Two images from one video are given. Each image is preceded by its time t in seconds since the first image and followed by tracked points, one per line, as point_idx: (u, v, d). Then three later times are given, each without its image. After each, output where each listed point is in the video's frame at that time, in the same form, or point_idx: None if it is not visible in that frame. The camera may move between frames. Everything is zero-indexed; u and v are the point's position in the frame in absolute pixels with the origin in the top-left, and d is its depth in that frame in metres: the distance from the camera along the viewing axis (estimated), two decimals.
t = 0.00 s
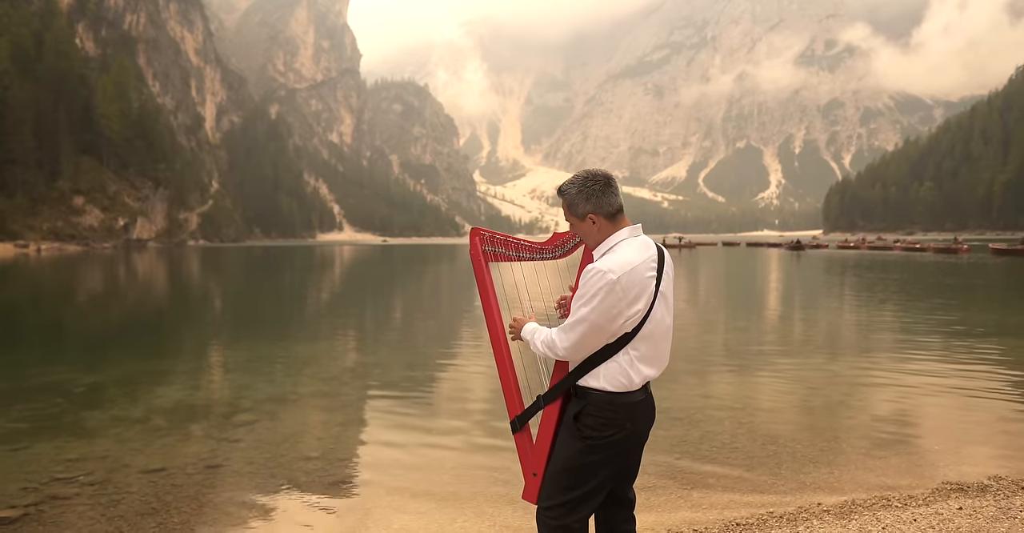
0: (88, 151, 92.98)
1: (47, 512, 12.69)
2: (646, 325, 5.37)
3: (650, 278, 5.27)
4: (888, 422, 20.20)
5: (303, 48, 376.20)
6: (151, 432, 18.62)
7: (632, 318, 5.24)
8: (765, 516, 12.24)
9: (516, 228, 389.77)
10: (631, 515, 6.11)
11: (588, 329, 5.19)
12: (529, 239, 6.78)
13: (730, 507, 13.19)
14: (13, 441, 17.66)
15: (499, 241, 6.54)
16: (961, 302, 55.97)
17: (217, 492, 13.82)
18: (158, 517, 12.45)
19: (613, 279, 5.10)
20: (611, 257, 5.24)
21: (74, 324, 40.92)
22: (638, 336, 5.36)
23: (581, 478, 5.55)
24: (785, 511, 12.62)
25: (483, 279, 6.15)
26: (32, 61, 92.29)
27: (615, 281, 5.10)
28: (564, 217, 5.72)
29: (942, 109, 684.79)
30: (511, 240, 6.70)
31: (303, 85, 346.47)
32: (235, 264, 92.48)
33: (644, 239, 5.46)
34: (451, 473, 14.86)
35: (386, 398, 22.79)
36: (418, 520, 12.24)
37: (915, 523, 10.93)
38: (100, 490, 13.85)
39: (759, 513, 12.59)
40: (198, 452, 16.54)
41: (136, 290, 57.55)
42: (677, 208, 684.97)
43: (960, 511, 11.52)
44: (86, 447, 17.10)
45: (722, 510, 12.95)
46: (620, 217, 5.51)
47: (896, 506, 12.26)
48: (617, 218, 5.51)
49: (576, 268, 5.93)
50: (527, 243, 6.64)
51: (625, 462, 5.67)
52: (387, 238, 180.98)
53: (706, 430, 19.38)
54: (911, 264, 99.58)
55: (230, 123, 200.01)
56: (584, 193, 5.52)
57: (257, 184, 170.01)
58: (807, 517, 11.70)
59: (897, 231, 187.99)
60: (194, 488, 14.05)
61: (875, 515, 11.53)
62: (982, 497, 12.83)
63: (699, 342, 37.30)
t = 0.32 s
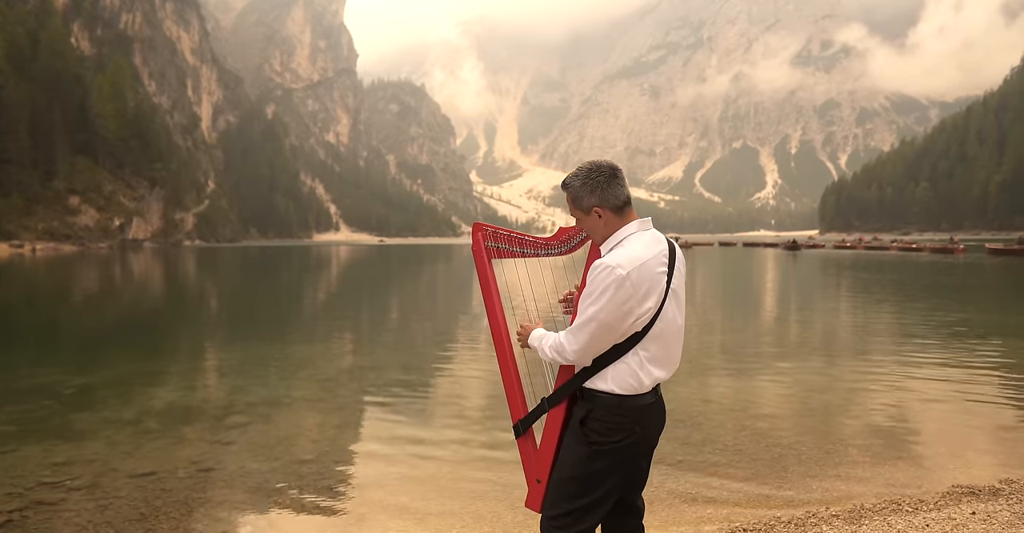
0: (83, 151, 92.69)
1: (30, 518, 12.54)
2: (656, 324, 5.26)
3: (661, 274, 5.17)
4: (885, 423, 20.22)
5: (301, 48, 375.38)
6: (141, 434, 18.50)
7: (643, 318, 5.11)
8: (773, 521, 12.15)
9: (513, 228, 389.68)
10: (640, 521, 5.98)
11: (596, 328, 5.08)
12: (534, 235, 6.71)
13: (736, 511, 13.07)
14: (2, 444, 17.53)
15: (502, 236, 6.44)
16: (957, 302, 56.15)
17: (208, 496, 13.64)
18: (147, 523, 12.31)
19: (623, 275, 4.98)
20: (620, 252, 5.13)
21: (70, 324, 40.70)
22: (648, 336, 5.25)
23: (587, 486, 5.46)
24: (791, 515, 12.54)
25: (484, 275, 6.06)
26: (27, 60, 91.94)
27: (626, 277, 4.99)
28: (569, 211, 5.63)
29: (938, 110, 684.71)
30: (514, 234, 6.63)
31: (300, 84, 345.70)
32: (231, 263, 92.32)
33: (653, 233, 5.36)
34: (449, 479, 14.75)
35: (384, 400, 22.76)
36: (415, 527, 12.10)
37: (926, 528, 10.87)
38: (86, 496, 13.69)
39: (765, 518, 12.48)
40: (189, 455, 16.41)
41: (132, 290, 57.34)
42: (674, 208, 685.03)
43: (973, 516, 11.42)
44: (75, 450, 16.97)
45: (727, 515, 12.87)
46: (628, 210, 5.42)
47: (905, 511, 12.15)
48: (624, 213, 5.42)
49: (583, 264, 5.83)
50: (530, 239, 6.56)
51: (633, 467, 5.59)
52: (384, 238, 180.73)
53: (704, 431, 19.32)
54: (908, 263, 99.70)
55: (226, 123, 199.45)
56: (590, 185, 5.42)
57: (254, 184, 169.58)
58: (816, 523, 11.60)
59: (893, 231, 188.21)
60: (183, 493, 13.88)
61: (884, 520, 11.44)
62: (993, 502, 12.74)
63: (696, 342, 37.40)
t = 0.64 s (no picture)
0: (75, 149, 92.21)
1: (10, 524, 12.36)
2: (669, 325, 5.15)
3: (675, 271, 5.04)
4: (879, 423, 20.21)
5: (294, 47, 374.32)
6: (128, 437, 18.33)
7: (655, 317, 5.01)
8: (783, 527, 12.07)
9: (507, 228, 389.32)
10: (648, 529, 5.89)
11: (608, 330, 4.93)
12: (535, 229, 6.58)
13: (742, 516, 12.98)
14: None
15: (503, 231, 6.37)
16: (948, 301, 56.35)
17: (198, 502, 13.45)
18: (133, 530, 12.12)
19: (635, 273, 4.84)
20: (631, 248, 5.00)
21: (61, 324, 40.45)
22: (662, 338, 5.13)
23: (595, 496, 5.35)
24: (799, 521, 12.45)
25: (484, 271, 5.99)
26: (17, 59, 91.37)
27: (637, 275, 4.86)
28: (576, 207, 5.46)
29: (930, 111, 684.71)
30: (516, 229, 6.54)
31: (292, 84, 344.53)
32: (224, 263, 92.16)
33: (664, 227, 5.22)
34: (447, 480, 14.69)
35: (377, 400, 22.71)
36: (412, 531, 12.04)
37: None
38: (69, 501, 13.52)
39: (774, 524, 12.41)
40: (177, 458, 16.24)
41: (124, 290, 56.98)
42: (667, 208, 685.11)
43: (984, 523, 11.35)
44: (62, 453, 16.80)
45: (734, 519, 12.79)
46: (638, 203, 5.28)
47: (914, 517, 12.10)
48: (635, 205, 5.27)
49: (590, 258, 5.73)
50: (532, 235, 6.47)
51: (643, 476, 5.49)
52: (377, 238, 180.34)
53: (698, 432, 19.27)
54: (900, 263, 99.94)
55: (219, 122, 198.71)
56: (596, 176, 5.29)
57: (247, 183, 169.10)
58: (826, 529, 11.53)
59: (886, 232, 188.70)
60: (171, 498, 13.70)
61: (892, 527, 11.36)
62: (1004, 507, 12.67)
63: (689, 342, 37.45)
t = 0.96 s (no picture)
0: (55, 148, 91.06)
1: None
2: (674, 328, 5.17)
3: (679, 272, 5.07)
4: (860, 423, 20.36)
5: (278, 46, 372.12)
6: (104, 442, 18.12)
7: (663, 320, 5.03)
8: None
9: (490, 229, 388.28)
10: None
11: (614, 333, 4.93)
12: (530, 226, 6.56)
13: (739, 520, 12.99)
14: None
15: (496, 228, 6.38)
16: (929, 301, 56.79)
17: (177, 510, 13.26)
18: None
19: (641, 273, 4.86)
20: (637, 246, 5.02)
21: (41, 324, 39.95)
22: (666, 341, 5.16)
23: (595, 508, 5.41)
24: (799, 526, 12.47)
25: (478, 272, 5.95)
26: None
27: (643, 275, 4.87)
28: (577, 201, 5.43)
29: (910, 112, 684.78)
30: (509, 227, 6.56)
31: (275, 83, 342.44)
32: (206, 263, 91.72)
33: (669, 224, 5.24)
34: (437, 486, 14.62)
35: (361, 402, 22.65)
36: None
37: None
38: (42, 509, 13.30)
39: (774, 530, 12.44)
40: (156, 465, 16.05)
41: (104, 290, 56.35)
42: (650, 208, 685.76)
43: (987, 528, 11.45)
44: (36, 460, 16.55)
45: (729, 525, 12.82)
46: (643, 197, 5.28)
47: (914, 523, 12.14)
48: (640, 200, 5.28)
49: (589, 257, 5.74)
50: (526, 233, 6.49)
51: (645, 487, 5.55)
52: (360, 239, 179.44)
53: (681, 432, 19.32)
54: (882, 263, 100.53)
55: (201, 121, 197.09)
56: (601, 168, 5.26)
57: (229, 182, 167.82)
58: None
59: (867, 232, 189.78)
60: (148, 506, 13.51)
61: None
62: (1005, 511, 12.76)
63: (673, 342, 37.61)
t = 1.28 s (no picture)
0: (28, 148, 89.76)
1: None
2: (676, 330, 5.01)
3: (681, 268, 4.91)
4: (841, 424, 20.38)
5: (256, 46, 369.64)
6: (75, 449, 17.73)
7: (663, 321, 4.86)
8: None
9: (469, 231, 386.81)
10: None
11: (614, 336, 4.77)
12: (519, 226, 6.42)
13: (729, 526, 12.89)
14: None
15: (482, 227, 6.23)
16: (905, 302, 57.13)
17: (149, 522, 12.93)
18: None
19: (642, 271, 4.70)
20: (637, 243, 4.86)
21: (13, 327, 39.33)
22: (669, 343, 4.99)
23: (594, 521, 5.26)
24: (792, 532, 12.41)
25: (463, 278, 5.87)
26: None
27: (645, 275, 4.71)
28: (572, 194, 5.26)
29: (885, 116, 684.69)
30: (497, 226, 6.41)
31: (253, 85, 339.74)
32: (182, 264, 90.76)
33: (667, 219, 5.09)
34: (420, 491, 14.39)
35: (340, 406, 22.40)
36: None
37: None
38: (7, 521, 12.92)
39: None
40: (129, 473, 15.71)
41: (79, 292, 55.57)
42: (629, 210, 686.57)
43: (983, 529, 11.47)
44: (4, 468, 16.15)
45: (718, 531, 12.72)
46: (642, 194, 5.13)
47: (908, 527, 12.11)
48: (639, 196, 5.12)
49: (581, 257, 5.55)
50: (515, 233, 6.34)
51: (644, 498, 5.41)
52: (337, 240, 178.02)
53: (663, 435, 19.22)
54: (858, 265, 101.21)
55: (178, 121, 195.25)
56: (599, 161, 5.10)
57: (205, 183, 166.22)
58: None
59: (843, 234, 191.06)
60: (119, 517, 13.15)
61: None
62: (997, 514, 12.80)
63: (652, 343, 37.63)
